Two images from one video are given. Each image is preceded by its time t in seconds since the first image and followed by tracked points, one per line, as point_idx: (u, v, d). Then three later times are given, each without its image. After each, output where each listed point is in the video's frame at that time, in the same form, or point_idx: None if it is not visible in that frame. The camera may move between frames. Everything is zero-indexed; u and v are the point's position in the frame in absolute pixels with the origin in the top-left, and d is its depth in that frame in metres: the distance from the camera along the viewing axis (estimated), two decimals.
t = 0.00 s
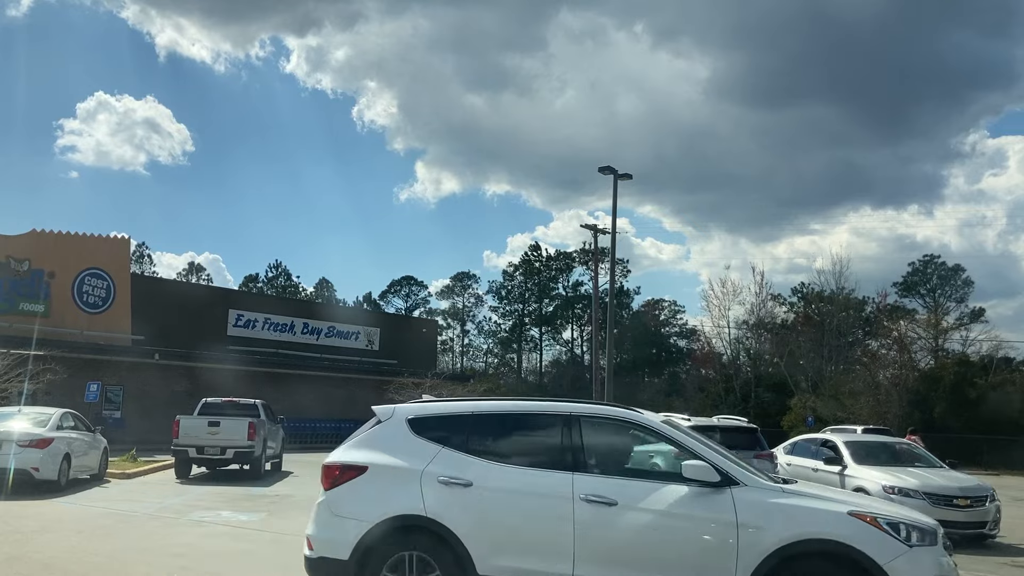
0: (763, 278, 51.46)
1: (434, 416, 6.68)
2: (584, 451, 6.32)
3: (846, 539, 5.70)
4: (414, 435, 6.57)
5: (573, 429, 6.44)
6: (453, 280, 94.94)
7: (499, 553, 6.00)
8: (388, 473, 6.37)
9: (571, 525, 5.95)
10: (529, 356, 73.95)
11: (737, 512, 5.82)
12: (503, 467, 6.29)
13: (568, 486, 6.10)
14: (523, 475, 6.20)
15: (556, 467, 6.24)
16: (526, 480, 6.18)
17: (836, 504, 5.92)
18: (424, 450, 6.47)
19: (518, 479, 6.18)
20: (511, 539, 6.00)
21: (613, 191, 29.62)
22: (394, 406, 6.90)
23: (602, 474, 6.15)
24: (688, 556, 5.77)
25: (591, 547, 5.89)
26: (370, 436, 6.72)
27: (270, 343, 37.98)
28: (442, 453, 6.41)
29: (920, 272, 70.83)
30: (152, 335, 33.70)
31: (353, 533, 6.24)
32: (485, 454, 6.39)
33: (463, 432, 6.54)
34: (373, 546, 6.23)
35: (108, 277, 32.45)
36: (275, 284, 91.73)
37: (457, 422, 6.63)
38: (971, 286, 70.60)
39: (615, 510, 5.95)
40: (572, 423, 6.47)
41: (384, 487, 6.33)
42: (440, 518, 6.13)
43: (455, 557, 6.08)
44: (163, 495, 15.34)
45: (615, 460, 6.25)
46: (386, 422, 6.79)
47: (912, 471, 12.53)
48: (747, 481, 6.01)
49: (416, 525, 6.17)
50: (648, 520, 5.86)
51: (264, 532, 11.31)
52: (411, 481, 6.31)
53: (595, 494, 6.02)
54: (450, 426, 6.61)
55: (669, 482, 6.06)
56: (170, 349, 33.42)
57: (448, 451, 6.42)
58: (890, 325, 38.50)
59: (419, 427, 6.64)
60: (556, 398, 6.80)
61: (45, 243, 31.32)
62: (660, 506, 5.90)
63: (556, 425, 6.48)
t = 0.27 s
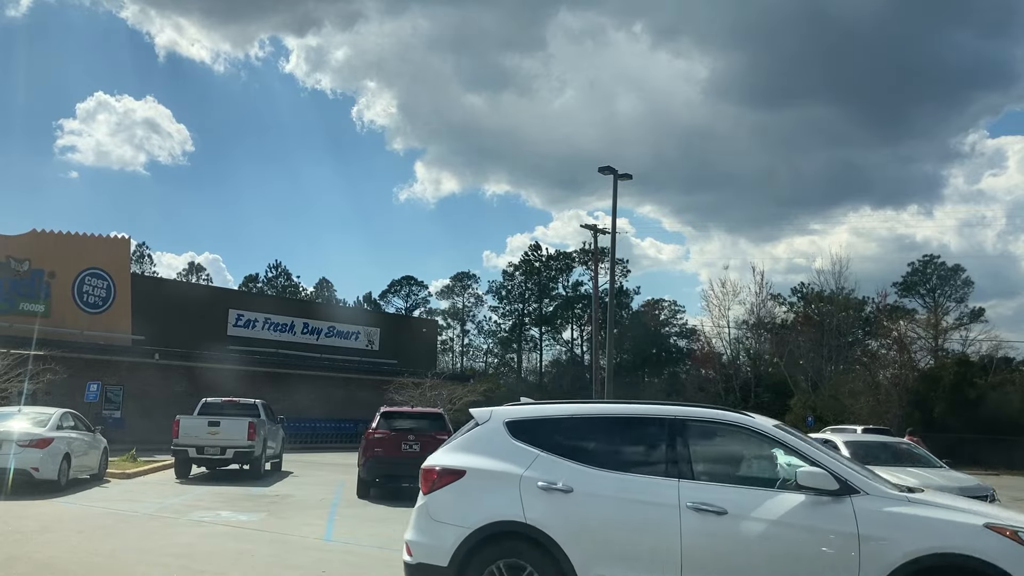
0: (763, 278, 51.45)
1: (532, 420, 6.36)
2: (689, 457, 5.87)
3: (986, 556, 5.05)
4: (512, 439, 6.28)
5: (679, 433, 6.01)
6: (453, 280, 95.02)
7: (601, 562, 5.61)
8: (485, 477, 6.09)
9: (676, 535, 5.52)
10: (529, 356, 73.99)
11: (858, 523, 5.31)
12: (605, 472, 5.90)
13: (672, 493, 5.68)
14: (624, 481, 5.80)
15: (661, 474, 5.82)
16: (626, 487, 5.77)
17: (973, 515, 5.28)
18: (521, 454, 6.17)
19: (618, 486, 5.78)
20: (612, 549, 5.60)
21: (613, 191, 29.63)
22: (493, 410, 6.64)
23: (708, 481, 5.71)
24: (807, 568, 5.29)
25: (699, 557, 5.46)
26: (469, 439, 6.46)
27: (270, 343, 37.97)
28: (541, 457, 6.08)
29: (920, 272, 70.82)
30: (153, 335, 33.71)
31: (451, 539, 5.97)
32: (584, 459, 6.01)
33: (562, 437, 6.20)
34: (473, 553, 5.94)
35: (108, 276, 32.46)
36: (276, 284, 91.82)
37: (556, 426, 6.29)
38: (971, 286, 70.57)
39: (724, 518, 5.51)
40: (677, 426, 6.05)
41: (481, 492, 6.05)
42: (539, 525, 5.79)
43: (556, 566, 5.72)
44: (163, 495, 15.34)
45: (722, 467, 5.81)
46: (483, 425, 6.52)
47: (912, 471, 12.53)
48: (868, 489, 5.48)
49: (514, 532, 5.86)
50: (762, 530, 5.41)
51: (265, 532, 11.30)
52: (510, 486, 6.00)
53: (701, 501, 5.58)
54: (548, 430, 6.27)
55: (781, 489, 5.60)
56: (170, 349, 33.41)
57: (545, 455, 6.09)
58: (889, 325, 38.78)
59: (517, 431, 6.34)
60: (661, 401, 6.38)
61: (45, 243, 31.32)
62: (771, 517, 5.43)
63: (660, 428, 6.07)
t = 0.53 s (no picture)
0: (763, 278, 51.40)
1: (619, 423, 6.10)
2: (788, 464, 5.64)
3: None
4: (597, 442, 6.03)
5: (774, 438, 5.77)
6: (453, 280, 95.01)
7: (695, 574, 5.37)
8: (570, 481, 5.85)
9: (774, 545, 5.30)
10: (529, 356, 73.98)
11: (969, 535, 5.09)
12: (697, 478, 5.66)
13: (769, 500, 5.46)
14: (718, 489, 5.56)
15: (757, 481, 5.58)
16: (719, 494, 5.53)
17: None
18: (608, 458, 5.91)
19: (713, 493, 5.54)
20: (703, 559, 5.37)
21: (613, 191, 29.63)
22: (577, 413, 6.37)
23: (810, 489, 5.48)
24: None
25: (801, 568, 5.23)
26: (553, 443, 6.20)
27: (269, 343, 37.95)
28: (628, 462, 5.84)
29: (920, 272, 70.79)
30: (152, 335, 33.69)
31: (537, 545, 5.73)
32: (675, 465, 5.77)
33: (651, 441, 5.94)
34: (558, 561, 5.71)
35: (108, 277, 32.47)
36: (276, 284, 91.79)
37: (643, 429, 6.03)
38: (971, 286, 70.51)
39: (826, 528, 5.28)
40: (773, 430, 5.80)
41: (567, 497, 5.81)
42: (627, 533, 5.54)
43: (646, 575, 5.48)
44: (163, 495, 15.33)
45: (821, 474, 5.57)
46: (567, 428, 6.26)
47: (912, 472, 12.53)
48: (980, 498, 5.24)
49: (601, 539, 5.62)
50: (869, 540, 5.18)
51: (265, 532, 11.30)
52: (596, 491, 5.75)
53: (802, 511, 5.36)
54: (636, 433, 6.02)
55: (886, 499, 5.36)
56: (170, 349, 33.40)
57: (632, 460, 5.84)
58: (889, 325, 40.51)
59: (604, 435, 6.07)
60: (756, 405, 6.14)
61: (45, 243, 31.32)
62: (873, 527, 5.21)
63: (754, 433, 5.82)
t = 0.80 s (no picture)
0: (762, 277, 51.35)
1: (744, 428, 5.74)
2: (935, 475, 5.32)
3: None
4: (723, 449, 5.66)
5: (918, 446, 5.45)
6: (453, 280, 95.04)
7: None
8: (695, 488, 5.48)
9: (924, 560, 5.00)
10: (529, 356, 74.00)
11: None
12: (835, 488, 5.34)
13: (917, 513, 5.15)
14: (858, 500, 5.24)
15: (897, 490, 5.29)
16: (863, 507, 5.20)
17: None
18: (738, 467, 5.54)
19: (854, 503, 5.22)
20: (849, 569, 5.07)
21: (613, 191, 29.67)
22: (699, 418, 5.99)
23: (964, 501, 5.17)
24: None
25: None
26: (674, 448, 5.83)
27: (269, 343, 37.94)
28: (757, 469, 5.49)
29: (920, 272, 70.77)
30: (152, 335, 33.69)
31: (661, 557, 5.38)
32: (812, 474, 5.44)
33: (783, 449, 5.58)
34: (683, 575, 5.36)
35: (108, 277, 32.47)
36: (276, 284, 91.80)
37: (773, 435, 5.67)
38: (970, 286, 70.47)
39: (981, 542, 4.97)
40: (914, 438, 5.49)
41: (692, 505, 5.44)
42: (760, 545, 5.21)
43: None
44: (164, 495, 15.33)
45: (972, 484, 5.27)
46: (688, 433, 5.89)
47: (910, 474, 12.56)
48: None
49: (731, 550, 5.28)
50: None
51: (267, 532, 11.30)
52: (724, 501, 5.39)
53: (952, 523, 5.06)
54: (762, 438, 5.67)
55: None
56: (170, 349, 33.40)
57: (762, 468, 5.49)
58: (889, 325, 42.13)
59: (731, 443, 5.69)
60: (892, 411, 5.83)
61: (45, 243, 31.32)
62: None
63: (892, 442, 5.53)
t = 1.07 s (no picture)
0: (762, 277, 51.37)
1: (881, 432, 5.06)
2: None
3: None
4: (857, 455, 5.02)
5: None
6: (453, 280, 95.09)
7: None
8: (827, 499, 4.91)
9: None
10: (529, 357, 74.03)
11: None
12: (989, 498, 4.60)
13: None
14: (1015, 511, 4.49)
15: None
16: None
17: None
18: (874, 473, 4.90)
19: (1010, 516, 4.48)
20: None
21: (613, 191, 29.70)
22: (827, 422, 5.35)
23: None
24: None
25: None
26: (799, 456, 5.25)
27: (269, 343, 37.93)
28: (897, 477, 4.83)
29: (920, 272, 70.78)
30: (152, 335, 33.69)
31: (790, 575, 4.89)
32: (961, 482, 4.73)
33: (925, 454, 4.88)
34: None
35: (108, 277, 32.48)
36: (276, 284, 91.86)
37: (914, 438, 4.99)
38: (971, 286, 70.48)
39: None
40: None
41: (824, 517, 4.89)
42: (902, 562, 4.60)
43: None
44: (164, 495, 15.33)
45: None
46: (816, 438, 5.28)
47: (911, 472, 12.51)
48: None
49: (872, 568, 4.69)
50: None
51: (267, 532, 11.31)
52: (858, 513, 4.79)
53: None
54: (903, 442, 4.98)
55: None
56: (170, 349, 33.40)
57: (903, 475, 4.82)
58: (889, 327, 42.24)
59: (866, 449, 5.04)
60: None
61: (45, 243, 31.33)
62: None
63: None
